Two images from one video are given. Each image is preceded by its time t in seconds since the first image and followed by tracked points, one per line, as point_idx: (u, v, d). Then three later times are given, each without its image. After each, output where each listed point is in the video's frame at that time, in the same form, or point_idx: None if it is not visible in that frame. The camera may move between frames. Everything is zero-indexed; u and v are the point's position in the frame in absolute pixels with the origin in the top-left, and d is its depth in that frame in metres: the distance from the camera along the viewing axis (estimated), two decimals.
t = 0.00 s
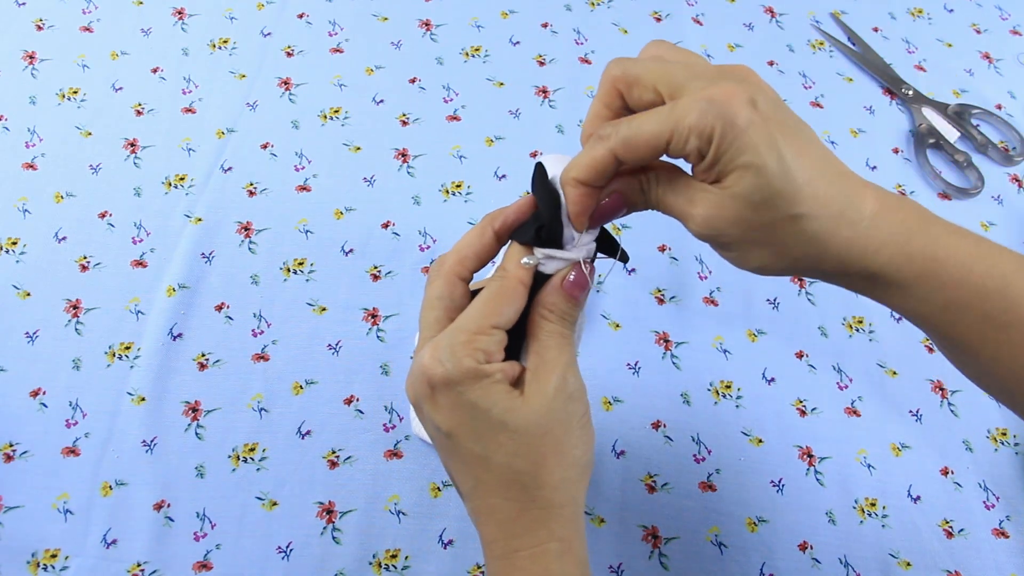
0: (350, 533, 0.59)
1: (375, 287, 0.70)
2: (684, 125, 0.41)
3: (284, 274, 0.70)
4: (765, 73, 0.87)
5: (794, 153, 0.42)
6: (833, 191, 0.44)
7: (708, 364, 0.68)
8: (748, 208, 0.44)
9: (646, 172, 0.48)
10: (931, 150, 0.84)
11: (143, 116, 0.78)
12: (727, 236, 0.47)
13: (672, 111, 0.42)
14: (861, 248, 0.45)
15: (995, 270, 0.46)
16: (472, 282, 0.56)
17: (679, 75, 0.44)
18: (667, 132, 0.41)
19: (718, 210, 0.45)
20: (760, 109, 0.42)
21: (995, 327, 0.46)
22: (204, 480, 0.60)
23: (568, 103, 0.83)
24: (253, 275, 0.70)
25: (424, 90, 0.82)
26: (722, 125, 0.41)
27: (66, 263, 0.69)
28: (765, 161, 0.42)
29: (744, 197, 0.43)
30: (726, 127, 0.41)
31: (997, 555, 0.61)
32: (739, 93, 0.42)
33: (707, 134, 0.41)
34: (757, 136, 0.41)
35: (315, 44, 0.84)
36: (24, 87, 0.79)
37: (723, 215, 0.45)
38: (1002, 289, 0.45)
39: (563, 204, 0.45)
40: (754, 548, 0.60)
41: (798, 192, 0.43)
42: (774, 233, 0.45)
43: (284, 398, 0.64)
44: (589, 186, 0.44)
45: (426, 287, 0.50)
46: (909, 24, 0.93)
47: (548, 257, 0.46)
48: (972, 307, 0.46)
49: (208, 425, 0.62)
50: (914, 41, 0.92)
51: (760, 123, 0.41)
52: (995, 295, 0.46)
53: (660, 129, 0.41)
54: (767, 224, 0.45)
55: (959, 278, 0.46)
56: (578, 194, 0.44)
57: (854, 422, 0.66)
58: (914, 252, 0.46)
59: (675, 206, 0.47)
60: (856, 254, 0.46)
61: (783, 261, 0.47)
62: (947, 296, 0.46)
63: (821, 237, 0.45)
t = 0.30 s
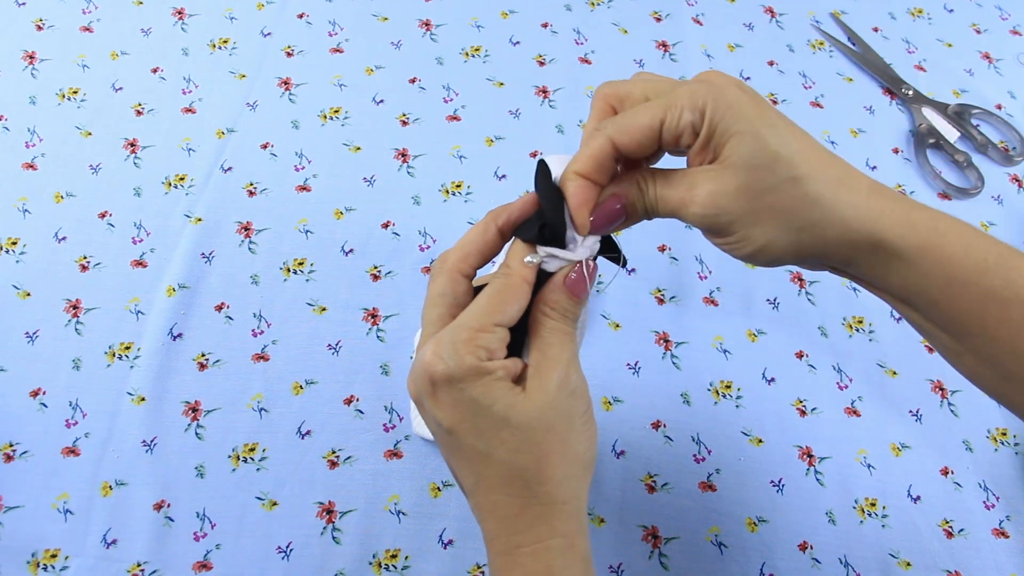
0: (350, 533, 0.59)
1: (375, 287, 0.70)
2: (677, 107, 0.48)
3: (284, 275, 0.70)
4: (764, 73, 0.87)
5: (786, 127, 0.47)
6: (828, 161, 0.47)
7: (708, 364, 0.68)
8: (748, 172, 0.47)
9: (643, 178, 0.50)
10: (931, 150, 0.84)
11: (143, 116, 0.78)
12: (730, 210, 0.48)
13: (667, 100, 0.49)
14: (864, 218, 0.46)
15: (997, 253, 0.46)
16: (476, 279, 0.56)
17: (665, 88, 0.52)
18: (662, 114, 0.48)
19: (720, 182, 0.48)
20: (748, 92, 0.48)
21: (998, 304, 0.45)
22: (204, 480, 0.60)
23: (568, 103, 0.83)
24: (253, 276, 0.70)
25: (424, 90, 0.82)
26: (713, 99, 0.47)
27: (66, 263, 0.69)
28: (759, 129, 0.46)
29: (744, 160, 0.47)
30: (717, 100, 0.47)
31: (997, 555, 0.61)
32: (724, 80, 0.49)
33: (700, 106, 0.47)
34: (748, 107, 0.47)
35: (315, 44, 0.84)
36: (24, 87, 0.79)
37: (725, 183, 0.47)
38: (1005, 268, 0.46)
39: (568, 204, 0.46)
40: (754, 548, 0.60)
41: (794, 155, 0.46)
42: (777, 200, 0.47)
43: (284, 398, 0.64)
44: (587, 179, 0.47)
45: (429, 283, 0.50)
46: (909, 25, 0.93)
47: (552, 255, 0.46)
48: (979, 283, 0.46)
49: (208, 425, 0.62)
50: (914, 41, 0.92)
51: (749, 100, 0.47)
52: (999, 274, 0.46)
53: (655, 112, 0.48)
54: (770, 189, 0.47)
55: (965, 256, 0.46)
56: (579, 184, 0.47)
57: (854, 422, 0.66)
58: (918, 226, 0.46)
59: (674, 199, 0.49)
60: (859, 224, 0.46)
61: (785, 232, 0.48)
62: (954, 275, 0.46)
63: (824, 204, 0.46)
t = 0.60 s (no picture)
0: (350, 533, 0.59)
1: (375, 287, 0.70)
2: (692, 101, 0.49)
3: (284, 275, 0.70)
4: (764, 73, 0.87)
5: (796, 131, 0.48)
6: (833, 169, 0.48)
7: (708, 364, 0.68)
8: (752, 171, 0.47)
9: (642, 186, 0.50)
10: (931, 150, 0.84)
11: (143, 116, 0.78)
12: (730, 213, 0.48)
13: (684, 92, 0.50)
14: (865, 228, 0.47)
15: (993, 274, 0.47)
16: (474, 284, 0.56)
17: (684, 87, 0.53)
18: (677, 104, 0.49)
19: (722, 181, 0.48)
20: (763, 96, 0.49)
21: (998, 320, 0.46)
22: (204, 480, 0.60)
23: (568, 103, 0.83)
24: (253, 276, 0.70)
25: (424, 90, 0.82)
26: (729, 96, 0.48)
27: (66, 263, 0.69)
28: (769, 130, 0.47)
29: (749, 160, 0.47)
30: (731, 97, 0.48)
31: (997, 555, 0.61)
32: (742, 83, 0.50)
33: (715, 102, 0.49)
34: (760, 107, 0.48)
35: (315, 44, 0.84)
36: (24, 87, 0.79)
37: (728, 184, 0.48)
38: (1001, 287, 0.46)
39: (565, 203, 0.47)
40: (754, 548, 0.60)
41: (800, 158, 0.46)
42: (778, 201, 0.47)
43: (284, 398, 0.64)
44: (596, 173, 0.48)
45: (428, 288, 0.49)
46: (909, 25, 0.93)
47: (551, 255, 0.46)
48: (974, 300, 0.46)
49: (208, 425, 0.62)
50: (914, 41, 0.92)
51: (763, 101, 0.48)
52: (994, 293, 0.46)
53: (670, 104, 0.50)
54: (773, 190, 0.47)
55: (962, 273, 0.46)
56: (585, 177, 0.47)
57: (854, 422, 0.66)
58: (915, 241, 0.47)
59: (675, 203, 0.49)
60: (859, 231, 0.47)
61: (784, 236, 0.48)
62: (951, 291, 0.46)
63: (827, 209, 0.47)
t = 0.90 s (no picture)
0: (350, 533, 0.59)
1: (375, 287, 0.70)
2: (693, 159, 0.41)
3: (284, 275, 0.70)
4: (764, 74, 0.87)
5: (801, 210, 0.40)
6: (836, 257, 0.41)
7: (708, 364, 0.68)
8: (739, 259, 0.41)
9: (637, 224, 0.45)
10: (931, 150, 0.84)
11: (143, 116, 0.78)
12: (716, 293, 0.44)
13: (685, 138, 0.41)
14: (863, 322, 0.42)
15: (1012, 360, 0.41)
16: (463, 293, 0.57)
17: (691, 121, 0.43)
18: (675, 160, 0.41)
19: (713, 257, 0.42)
20: (774, 157, 0.40)
21: (1008, 406, 0.42)
22: (204, 480, 0.60)
23: (568, 103, 0.83)
24: (253, 276, 0.70)
25: (424, 90, 0.82)
26: (732, 165, 0.40)
27: (66, 263, 0.69)
28: (767, 216, 0.40)
29: (739, 249, 0.41)
30: (734, 168, 0.40)
31: (997, 555, 0.61)
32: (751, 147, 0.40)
33: (715, 168, 0.40)
34: (766, 185, 0.40)
35: (315, 44, 0.84)
36: (24, 87, 0.79)
37: (715, 270, 0.42)
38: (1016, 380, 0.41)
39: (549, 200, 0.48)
40: (754, 548, 0.60)
41: (795, 246, 0.41)
42: (764, 293, 0.43)
43: (284, 398, 0.64)
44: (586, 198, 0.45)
45: (420, 293, 0.50)
46: (909, 25, 0.93)
47: (542, 253, 0.47)
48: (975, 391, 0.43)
49: (208, 425, 0.62)
50: (914, 41, 0.92)
51: (770, 172, 0.40)
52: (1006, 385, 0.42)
53: (669, 154, 0.42)
54: (760, 282, 0.42)
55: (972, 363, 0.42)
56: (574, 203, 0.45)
57: (854, 423, 0.66)
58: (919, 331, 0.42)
59: (665, 258, 0.44)
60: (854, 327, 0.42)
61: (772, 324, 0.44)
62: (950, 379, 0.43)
63: (818, 305, 0.42)
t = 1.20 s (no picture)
0: (350, 533, 0.59)
1: (375, 287, 0.70)
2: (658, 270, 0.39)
3: (284, 275, 0.70)
4: (764, 74, 0.87)
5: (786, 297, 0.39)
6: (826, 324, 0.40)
7: (708, 364, 0.68)
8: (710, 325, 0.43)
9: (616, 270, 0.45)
10: (931, 150, 0.84)
11: (143, 116, 0.78)
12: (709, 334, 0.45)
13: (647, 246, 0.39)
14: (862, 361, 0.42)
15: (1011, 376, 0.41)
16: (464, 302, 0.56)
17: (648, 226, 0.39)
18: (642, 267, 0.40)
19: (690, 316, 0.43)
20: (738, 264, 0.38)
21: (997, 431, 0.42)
22: (204, 480, 0.60)
23: (568, 103, 0.83)
24: (253, 276, 0.70)
25: (424, 90, 0.82)
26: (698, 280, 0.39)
27: (66, 263, 0.69)
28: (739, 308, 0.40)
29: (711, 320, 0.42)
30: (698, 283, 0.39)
31: (997, 555, 0.61)
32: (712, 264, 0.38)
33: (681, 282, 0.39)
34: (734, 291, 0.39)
35: (315, 44, 0.84)
36: (24, 87, 0.79)
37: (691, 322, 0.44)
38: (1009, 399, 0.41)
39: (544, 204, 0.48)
40: (754, 549, 0.60)
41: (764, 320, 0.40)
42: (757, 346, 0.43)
43: (284, 398, 0.64)
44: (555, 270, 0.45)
45: (417, 300, 0.50)
46: (909, 25, 0.93)
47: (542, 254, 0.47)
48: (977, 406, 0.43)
49: (208, 425, 0.62)
50: (914, 41, 0.92)
51: (737, 277, 0.38)
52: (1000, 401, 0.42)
53: (635, 262, 0.40)
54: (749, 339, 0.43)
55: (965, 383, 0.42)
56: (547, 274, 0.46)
57: (854, 423, 0.66)
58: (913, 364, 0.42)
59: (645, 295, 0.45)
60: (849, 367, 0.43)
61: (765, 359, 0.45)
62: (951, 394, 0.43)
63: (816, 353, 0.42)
